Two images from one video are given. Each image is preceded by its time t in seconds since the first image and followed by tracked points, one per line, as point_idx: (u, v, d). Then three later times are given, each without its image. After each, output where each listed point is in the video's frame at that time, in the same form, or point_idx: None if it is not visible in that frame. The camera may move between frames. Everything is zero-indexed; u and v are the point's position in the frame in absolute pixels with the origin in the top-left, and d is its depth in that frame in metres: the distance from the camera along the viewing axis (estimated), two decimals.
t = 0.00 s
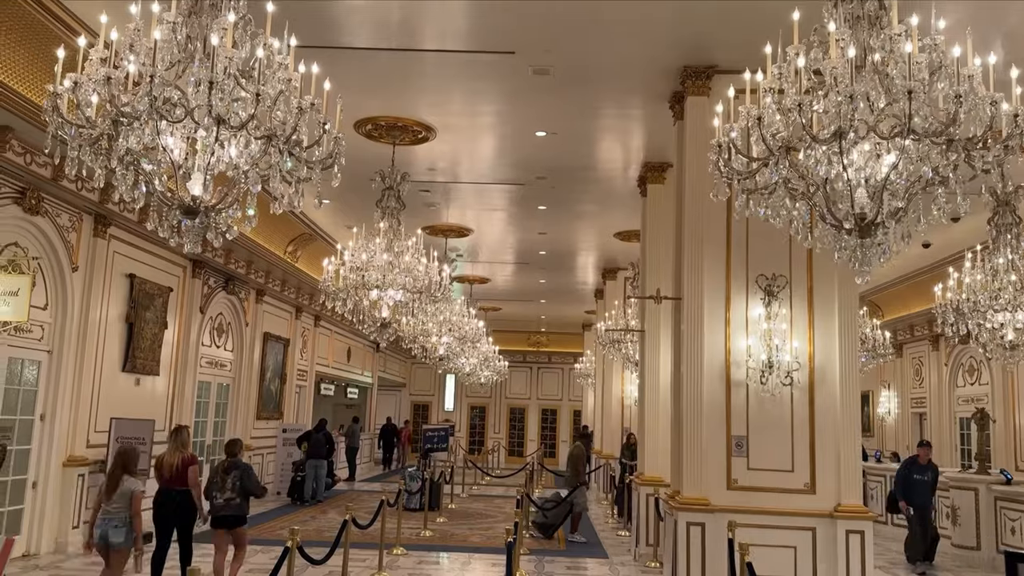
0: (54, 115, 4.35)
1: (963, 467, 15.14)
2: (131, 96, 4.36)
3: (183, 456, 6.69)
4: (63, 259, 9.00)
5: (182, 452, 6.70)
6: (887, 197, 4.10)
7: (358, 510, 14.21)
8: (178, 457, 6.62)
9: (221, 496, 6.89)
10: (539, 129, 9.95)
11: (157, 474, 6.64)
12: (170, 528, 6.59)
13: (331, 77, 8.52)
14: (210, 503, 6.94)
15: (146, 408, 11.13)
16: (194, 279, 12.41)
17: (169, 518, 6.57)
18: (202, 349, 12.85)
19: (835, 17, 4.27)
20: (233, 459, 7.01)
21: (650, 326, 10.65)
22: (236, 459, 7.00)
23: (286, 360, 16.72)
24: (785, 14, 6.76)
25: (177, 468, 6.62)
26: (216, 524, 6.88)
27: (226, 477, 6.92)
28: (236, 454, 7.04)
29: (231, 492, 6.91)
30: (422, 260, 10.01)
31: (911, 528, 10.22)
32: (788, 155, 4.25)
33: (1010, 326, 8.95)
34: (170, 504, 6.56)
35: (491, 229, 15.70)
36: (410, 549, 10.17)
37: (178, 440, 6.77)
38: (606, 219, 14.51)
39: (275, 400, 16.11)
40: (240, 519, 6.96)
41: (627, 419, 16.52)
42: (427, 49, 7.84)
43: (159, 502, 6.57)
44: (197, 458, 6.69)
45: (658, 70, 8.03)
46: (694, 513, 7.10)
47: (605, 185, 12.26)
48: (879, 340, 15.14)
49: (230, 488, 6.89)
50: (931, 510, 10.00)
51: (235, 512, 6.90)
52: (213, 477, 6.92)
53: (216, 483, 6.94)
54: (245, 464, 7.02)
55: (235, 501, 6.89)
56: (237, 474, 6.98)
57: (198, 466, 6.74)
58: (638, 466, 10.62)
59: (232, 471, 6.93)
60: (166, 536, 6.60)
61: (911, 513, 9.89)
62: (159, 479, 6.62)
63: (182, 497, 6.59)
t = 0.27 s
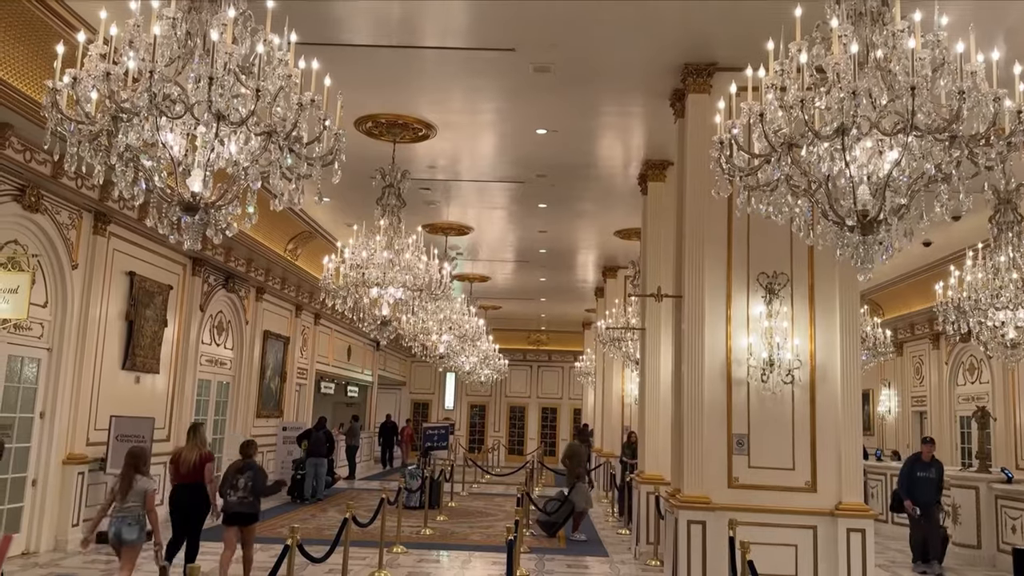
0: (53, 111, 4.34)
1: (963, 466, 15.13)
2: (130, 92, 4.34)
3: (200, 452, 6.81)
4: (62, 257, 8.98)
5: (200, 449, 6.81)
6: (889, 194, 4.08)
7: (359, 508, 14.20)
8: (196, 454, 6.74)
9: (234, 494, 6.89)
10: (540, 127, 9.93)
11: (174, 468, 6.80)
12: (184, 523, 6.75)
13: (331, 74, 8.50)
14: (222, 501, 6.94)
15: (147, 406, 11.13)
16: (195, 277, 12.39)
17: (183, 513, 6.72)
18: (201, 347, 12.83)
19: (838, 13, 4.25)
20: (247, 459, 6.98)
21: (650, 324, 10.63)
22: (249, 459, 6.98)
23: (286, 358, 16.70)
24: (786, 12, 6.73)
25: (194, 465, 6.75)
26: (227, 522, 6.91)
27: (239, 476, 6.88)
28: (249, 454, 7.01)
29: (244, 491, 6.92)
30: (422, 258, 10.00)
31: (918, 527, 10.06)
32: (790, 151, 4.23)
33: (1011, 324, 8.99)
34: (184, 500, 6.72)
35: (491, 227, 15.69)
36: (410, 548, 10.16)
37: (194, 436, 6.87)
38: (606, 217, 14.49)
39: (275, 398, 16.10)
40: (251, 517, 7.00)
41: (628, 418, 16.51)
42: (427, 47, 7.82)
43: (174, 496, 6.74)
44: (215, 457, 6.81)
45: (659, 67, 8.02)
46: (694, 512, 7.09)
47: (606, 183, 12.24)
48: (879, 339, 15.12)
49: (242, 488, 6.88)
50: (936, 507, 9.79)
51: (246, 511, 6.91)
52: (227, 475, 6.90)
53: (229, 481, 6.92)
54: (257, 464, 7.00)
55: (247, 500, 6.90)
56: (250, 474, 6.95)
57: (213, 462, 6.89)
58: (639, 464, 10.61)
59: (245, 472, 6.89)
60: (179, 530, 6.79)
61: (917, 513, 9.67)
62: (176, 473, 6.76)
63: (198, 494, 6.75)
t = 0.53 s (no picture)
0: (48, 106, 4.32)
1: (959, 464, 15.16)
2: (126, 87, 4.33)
3: (208, 449, 6.93)
4: (58, 254, 8.95)
5: (208, 445, 6.93)
6: (887, 191, 4.06)
7: (355, 506, 14.19)
8: (203, 449, 6.87)
9: (241, 486, 7.26)
10: (537, 124, 9.91)
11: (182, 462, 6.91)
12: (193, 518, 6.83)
13: (328, 70, 8.48)
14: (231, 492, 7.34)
15: (143, 403, 11.11)
16: (191, 274, 12.37)
17: (190, 508, 6.80)
18: (198, 345, 12.80)
19: (836, 9, 4.23)
20: (254, 452, 7.32)
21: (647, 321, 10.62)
22: (256, 452, 7.33)
23: (283, 356, 16.68)
24: (784, 9, 6.71)
25: (202, 460, 6.88)
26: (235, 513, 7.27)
27: (246, 469, 7.27)
28: (257, 447, 7.30)
29: (251, 482, 7.29)
30: (419, 255, 9.98)
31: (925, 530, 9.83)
32: (787, 148, 4.22)
33: (1008, 322, 8.92)
34: (191, 495, 6.82)
35: (488, 225, 15.68)
36: (407, 545, 10.15)
37: (202, 432, 7.01)
38: (604, 215, 14.49)
39: (272, 395, 16.07)
40: (258, 508, 7.36)
41: (625, 416, 16.52)
42: (424, 43, 7.80)
43: (181, 491, 6.82)
44: (221, 452, 6.93)
45: (656, 65, 8.00)
46: (691, 509, 7.08)
47: (603, 180, 12.23)
48: (876, 337, 15.13)
49: (250, 480, 7.25)
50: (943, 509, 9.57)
51: (252, 502, 7.27)
52: (235, 467, 7.26)
53: (238, 474, 7.28)
54: (264, 457, 7.35)
55: (254, 492, 7.27)
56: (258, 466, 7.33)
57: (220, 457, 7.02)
58: (636, 461, 10.61)
59: (253, 464, 7.26)
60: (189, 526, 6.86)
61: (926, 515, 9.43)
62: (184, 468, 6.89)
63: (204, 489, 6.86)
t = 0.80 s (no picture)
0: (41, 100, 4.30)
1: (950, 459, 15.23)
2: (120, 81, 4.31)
3: (209, 444, 7.53)
4: (51, 249, 8.91)
5: (208, 440, 7.53)
6: (882, 187, 4.06)
7: (349, 501, 14.20)
8: (204, 445, 7.47)
9: (245, 481, 7.63)
10: (532, 120, 9.90)
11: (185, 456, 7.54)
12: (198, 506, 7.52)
13: (323, 65, 8.45)
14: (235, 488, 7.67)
15: (136, 398, 11.09)
16: (184, 269, 12.33)
17: (195, 498, 7.45)
18: (191, 340, 12.77)
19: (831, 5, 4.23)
20: (256, 448, 7.77)
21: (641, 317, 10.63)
22: (259, 448, 7.77)
23: (276, 351, 16.65)
24: (778, 5, 6.71)
25: (203, 454, 7.50)
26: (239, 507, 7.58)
27: (250, 465, 7.70)
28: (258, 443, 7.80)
29: (254, 478, 7.66)
30: (414, 251, 9.97)
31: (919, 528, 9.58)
32: (783, 144, 4.21)
33: (1000, 318, 8.98)
34: (196, 486, 7.47)
35: (482, 221, 15.68)
36: (401, 541, 10.16)
37: (201, 429, 7.56)
38: (598, 211, 14.51)
39: (265, 391, 16.04)
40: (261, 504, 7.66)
41: (618, 412, 16.55)
42: (419, 38, 7.78)
43: (187, 483, 7.47)
44: (221, 446, 7.54)
45: (651, 61, 8.00)
46: (685, 504, 7.11)
47: (597, 176, 12.23)
48: (868, 333, 15.18)
49: (253, 475, 7.66)
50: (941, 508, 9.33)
51: (255, 497, 7.58)
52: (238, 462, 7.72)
53: (241, 470, 7.72)
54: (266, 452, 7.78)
55: (256, 487, 7.61)
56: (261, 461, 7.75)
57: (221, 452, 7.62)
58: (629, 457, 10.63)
59: (256, 459, 7.72)
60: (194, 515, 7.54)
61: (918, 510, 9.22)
62: (188, 462, 7.51)
63: (207, 482, 7.50)
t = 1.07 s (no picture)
0: (31, 92, 4.27)
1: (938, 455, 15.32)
2: (111, 73, 4.28)
3: (206, 437, 7.91)
4: (39, 242, 8.85)
5: (206, 434, 7.90)
6: (873, 183, 4.08)
7: (340, 496, 14.19)
8: (201, 438, 7.84)
9: (241, 472, 8.08)
10: (524, 115, 9.90)
11: (185, 450, 7.97)
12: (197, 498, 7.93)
13: (315, 58, 8.42)
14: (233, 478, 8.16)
15: (126, 393, 11.04)
16: (174, 264, 12.27)
17: (194, 489, 7.90)
18: (181, 335, 12.71)
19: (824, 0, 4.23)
20: (252, 440, 8.18)
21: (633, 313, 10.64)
22: (255, 440, 8.17)
23: (266, 346, 16.59)
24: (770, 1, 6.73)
25: (201, 447, 7.89)
26: (236, 496, 8.07)
27: (246, 456, 8.08)
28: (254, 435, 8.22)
29: (250, 468, 8.08)
30: (405, 246, 9.95)
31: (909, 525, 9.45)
32: (775, 139, 4.22)
33: (989, 314, 9.03)
34: (195, 478, 7.89)
35: (473, 216, 15.66)
36: (392, 536, 10.16)
37: (201, 424, 7.93)
38: (589, 207, 14.51)
39: (255, 386, 15.98)
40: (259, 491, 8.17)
41: (609, 407, 16.58)
42: (411, 32, 7.76)
43: (187, 475, 7.90)
44: (218, 440, 7.89)
45: (643, 56, 8.01)
46: (676, 499, 7.14)
47: (589, 172, 12.24)
48: (858, 329, 15.25)
49: (249, 466, 8.07)
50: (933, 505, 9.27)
51: (251, 487, 8.07)
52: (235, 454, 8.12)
53: (238, 460, 8.14)
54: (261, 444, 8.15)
55: (253, 477, 8.06)
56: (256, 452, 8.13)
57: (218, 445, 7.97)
58: (620, 452, 10.65)
59: (251, 451, 8.08)
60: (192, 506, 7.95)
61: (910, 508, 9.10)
62: (187, 455, 7.92)
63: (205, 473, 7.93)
